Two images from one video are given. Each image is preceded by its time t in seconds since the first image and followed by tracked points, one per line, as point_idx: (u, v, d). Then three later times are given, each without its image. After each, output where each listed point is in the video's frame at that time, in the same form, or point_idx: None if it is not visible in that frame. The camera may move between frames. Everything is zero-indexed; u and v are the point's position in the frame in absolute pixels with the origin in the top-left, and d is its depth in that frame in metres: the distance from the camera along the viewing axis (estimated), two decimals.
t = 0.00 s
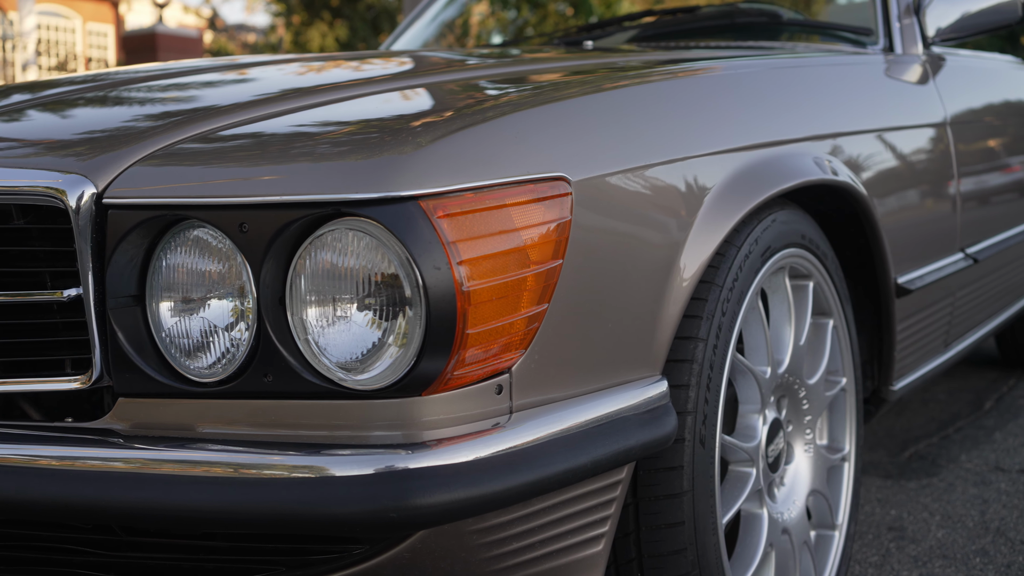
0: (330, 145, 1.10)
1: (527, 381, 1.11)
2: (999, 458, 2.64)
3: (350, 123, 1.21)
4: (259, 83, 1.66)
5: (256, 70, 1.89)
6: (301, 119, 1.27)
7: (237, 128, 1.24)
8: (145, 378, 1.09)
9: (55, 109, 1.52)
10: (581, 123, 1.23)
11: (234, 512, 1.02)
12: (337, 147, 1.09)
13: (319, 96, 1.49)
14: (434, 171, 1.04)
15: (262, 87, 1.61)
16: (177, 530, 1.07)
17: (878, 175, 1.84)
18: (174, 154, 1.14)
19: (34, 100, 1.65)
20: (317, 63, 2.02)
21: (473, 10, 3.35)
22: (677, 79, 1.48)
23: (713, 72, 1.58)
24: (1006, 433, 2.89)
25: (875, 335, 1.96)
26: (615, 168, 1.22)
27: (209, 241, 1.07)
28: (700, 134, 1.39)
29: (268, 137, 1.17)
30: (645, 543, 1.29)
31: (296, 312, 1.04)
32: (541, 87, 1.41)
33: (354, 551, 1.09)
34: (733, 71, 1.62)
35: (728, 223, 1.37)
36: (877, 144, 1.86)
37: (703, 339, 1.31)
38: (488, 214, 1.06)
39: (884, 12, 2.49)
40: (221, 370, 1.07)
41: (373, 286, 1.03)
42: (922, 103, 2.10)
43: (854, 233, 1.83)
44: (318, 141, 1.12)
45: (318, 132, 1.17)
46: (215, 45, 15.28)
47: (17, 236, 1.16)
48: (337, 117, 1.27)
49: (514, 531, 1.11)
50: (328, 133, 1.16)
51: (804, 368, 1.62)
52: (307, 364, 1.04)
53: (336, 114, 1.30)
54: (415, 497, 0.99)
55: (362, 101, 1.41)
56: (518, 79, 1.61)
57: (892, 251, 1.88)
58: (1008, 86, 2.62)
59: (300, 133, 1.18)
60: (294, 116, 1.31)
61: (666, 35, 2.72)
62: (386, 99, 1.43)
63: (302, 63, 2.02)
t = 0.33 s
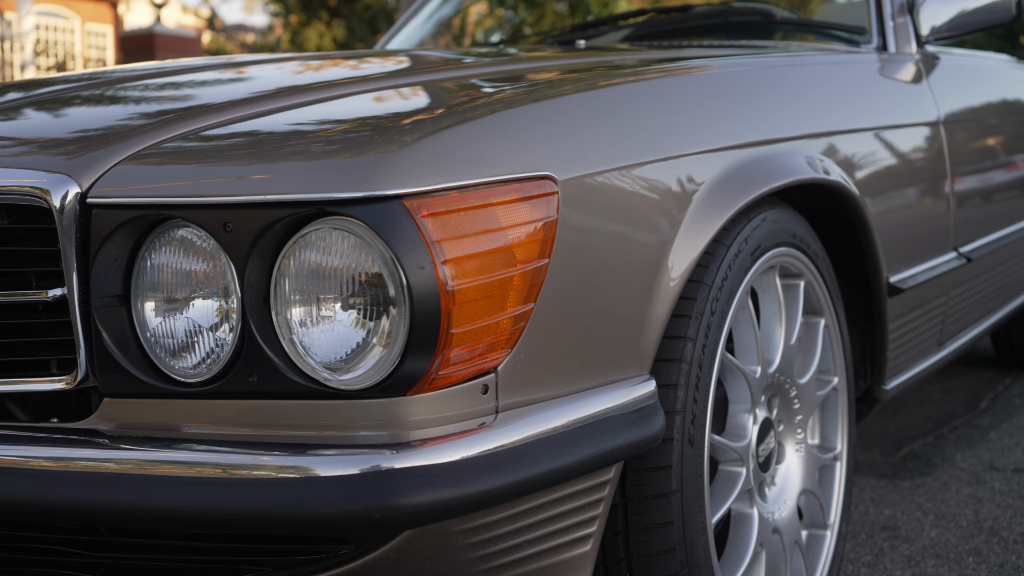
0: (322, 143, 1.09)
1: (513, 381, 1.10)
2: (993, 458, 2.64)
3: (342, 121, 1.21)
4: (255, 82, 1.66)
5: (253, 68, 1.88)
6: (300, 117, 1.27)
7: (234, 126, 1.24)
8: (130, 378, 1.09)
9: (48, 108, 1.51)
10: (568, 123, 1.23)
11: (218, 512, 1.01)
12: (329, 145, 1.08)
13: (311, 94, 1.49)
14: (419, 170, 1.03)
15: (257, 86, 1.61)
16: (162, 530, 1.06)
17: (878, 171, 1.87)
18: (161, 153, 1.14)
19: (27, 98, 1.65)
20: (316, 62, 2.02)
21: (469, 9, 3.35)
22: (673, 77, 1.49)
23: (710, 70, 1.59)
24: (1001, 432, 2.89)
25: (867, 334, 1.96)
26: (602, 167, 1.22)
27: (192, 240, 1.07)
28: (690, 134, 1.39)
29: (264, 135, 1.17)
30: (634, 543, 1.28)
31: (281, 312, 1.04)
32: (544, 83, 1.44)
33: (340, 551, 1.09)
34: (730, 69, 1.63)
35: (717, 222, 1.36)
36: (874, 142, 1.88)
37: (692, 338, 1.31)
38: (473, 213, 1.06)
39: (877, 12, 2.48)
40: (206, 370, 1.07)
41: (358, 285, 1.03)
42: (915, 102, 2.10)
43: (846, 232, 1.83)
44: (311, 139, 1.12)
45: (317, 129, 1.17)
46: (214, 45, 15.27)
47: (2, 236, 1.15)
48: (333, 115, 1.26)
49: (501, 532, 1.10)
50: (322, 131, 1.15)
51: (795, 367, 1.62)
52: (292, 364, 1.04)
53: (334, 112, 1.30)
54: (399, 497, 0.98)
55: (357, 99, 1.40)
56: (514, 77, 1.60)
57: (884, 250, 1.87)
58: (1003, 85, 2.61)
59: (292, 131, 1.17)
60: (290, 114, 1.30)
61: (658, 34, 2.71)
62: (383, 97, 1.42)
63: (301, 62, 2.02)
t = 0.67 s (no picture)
0: (314, 142, 1.08)
1: (498, 381, 1.10)
2: (988, 458, 2.64)
3: (336, 120, 1.20)
4: (250, 81, 1.65)
5: (250, 67, 1.88)
6: (298, 115, 1.26)
7: (231, 124, 1.23)
8: (114, 379, 1.08)
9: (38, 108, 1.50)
10: (555, 122, 1.23)
11: (201, 513, 1.01)
12: (320, 145, 1.08)
13: (302, 93, 1.48)
14: (404, 169, 1.03)
15: (253, 85, 1.60)
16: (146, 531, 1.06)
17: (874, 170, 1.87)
18: (146, 153, 1.14)
19: (20, 97, 1.65)
20: (314, 61, 2.01)
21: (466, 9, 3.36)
22: (669, 75, 1.50)
23: (705, 69, 1.59)
24: (996, 432, 2.89)
25: (859, 334, 1.96)
26: (589, 167, 1.21)
27: (176, 240, 1.06)
28: (679, 133, 1.38)
29: (261, 134, 1.16)
30: (622, 543, 1.28)
31: (264, 312, 1.03)
32: (529, 82, 1.42)
33: (325, 552, 1.09)
34: (725, 68, 1.63)
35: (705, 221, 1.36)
36: (871, 141, 1.89)
37: (680, 338, 1.30)
38: (458, 213, 1.06)
39: (871, 11, 2.48)
40: (190, 370, 1.07)
41: (342, 285, 1.02)
42: (908, 101, 2.09)
43: (837, 232, 1.83)
44: (303, 138, 1.11)
45: (316, 127, 1.16)
46: (212, 45, 15.25)
47: None
48: (330, 113, 1.26)
49: (486, 533, 1.10)
50: (316, 129, 1.14)
51: (785, 367, 1.61)
52: (276, 365, 1.04)
53: (335, 109, 1.29)
54: (383, 498, 0.98)
55: (354, 97, 1.40)
56: (507, 76, 1.59)
57: (876, 250, 1.87)
58: (997, 85, 2.61)
59: (281, 130, 1.17)
60: (287, 112, 1.30)
61: (652, 33, 2.71)
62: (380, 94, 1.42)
63: (297, 61, 2.01)
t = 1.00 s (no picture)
0: (303, 143, 1.08)
1: (482, 383, 1.09)
2: (980, 459, 2.64)
3: (329, 120, 1.20)
4: (244, 82, 1.65)
5: (247, 67, 1.87)
6: (291, 115, 1.26)
7: (224, 124, 1.23)
8: (96, 381, 1.08)
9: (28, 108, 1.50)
10: (540, 123, 1.22)
11: (183, 516, 1.00)
12: (309, 145, 1.07)
13: (292, 92, 1.48)
14: (386, 170, 1.03)
15: (245, 85, 1.59)
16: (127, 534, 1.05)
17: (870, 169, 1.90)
18: (130, 154, 1.13)
19: (10, 97, 1.64)
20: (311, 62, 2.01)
21: (460, 7, 3.35)
22: (662, 75, 1.51)
23: (699, 68, 1.60)
24: (988, 433, 2.89)
25: (849, 335, 1.96)
26: (574, 168, 1.21)
27: (157, 242, 1.06)
28: (665, 134, 1.38)
29: (255, 134, 1.15)
30: (609, 545, 1.28)
31: (246, 314, 1.03)
32: (523, 81, 1.43)
33: (308, 555, 1.08)
34: (719, 68, 1.64)
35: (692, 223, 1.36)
36: (867, 141, 1.91)
37: (667, 339, 1.30)
38: (440, 214, 1.05)
39: (862, 12, 2.48)
40: (172, 372, 1.06)
41: (324, 287, 1.02)
42: (899, 102, 2.09)
43: (826, 233, 1.82)
44: (294, 138, 1.10)
45: (308, 127, 1.16)
46: (208, 46, 15.25)
47: None
48: (320, 113, 1.26)
49: (470, 535, 1.10)
50: (308, 129, 1.14)
51: (774, 368, 1.61)
52: (258, 366, 1.03)
53: (331, 109, 1.29)
54: (365, 501, 0.97)
55: (350, 95, 1.40)
56: (498, 76, 1.59)
57: (866, 251, 1.87)
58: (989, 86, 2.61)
59: (269, 130, 1.16)
60: (281, 112, 1.29)
61: (644, 34, 2.70)
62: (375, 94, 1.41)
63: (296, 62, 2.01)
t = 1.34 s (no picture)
0: (290, 142, 1.07)
1: (464, 384, 1.09)
2: (970, 460, 2.64)
3: (321, 119, 1.19)
4: (239, 81, 1.64)
5: (243, 66, 1.86)
6: (284, 114, 1.25)
7: (215, 124, 1.21)
8: (76, 382, 1.07)
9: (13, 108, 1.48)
10: (524, 123, 1.22)
11: (161, 517, 1.00)
12: (295, 144, 1.06)
13: (279, 92, 1.47)
14: (367, 171, 1.02)
15: (237, 84, 1.59)
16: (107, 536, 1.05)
17: (867, 169, 1.92)
18: (112, 154, 1.12)
19: None
20: (305, 61, 2.00)
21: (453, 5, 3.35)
22: (655, 75, 1.51)
23: (691, 68, 1.61)
24: (979, 434, 2.89)
25: (837, 336, 1.96)
26: (558, 168, 1.21)
27: (137, 242, 1.05)
28: (651, 134, 1.37)
29: (248, 133, 1.14)
30: (593, 547, 1.27)
31: (226, 315, 1.02)
32: (516, 80, 1.43)
33: (288, 557, 1.08)
34: (712, 68, 1.65)
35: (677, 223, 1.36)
36: (864, 141, 1.93)
37: (651, 340, 1.30)
38: (422, 214, 1.05)
39: (852, 13, 2.49)
40: (152, 372, 1.06)
41: (305, 287, 1.01)
42: (889, 103, 2.09)
43: (814, 233, 1.82)
44: (283, 138, 1.09)
45: (294, 126, 1.15)
46: (204, 46, 15.23)
47: None
48: (307, 112, 1.25)
49: (452, 537, 1.09)
50: (299, 129, 1.13)
51: (761, 369, 1.61)
52: (238, 367, 1.03)
53: (323, 108, 1.27)
54: (344, 502, 0.97)
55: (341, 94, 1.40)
56: (489, 76, 1.58)
57: (854, 251, 1.87)
58: (980, 86, 2.61)
59: (253, 130, 1.16)
60: (272, 111, 1.28)
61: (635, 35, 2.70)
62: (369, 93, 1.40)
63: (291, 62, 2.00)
